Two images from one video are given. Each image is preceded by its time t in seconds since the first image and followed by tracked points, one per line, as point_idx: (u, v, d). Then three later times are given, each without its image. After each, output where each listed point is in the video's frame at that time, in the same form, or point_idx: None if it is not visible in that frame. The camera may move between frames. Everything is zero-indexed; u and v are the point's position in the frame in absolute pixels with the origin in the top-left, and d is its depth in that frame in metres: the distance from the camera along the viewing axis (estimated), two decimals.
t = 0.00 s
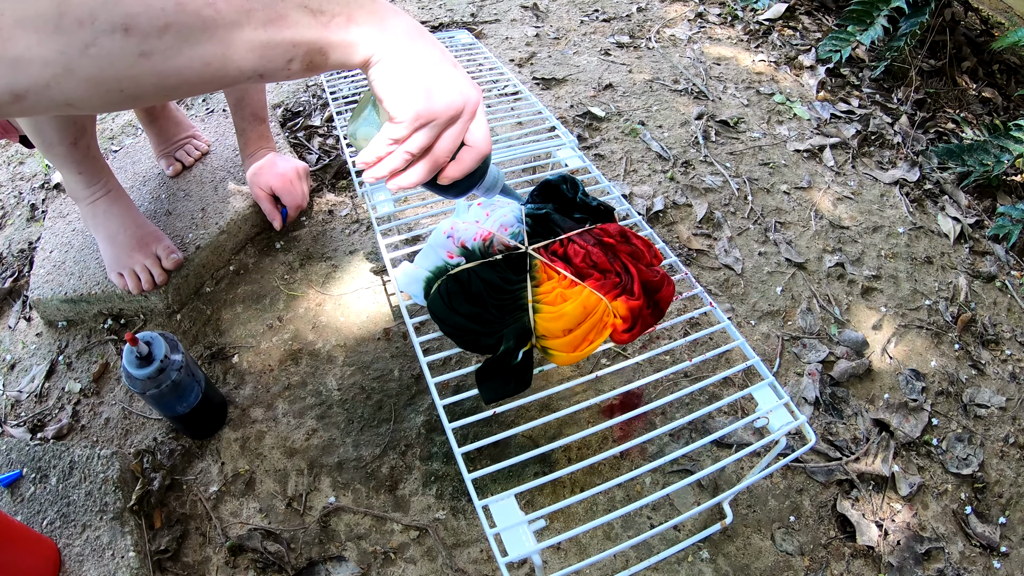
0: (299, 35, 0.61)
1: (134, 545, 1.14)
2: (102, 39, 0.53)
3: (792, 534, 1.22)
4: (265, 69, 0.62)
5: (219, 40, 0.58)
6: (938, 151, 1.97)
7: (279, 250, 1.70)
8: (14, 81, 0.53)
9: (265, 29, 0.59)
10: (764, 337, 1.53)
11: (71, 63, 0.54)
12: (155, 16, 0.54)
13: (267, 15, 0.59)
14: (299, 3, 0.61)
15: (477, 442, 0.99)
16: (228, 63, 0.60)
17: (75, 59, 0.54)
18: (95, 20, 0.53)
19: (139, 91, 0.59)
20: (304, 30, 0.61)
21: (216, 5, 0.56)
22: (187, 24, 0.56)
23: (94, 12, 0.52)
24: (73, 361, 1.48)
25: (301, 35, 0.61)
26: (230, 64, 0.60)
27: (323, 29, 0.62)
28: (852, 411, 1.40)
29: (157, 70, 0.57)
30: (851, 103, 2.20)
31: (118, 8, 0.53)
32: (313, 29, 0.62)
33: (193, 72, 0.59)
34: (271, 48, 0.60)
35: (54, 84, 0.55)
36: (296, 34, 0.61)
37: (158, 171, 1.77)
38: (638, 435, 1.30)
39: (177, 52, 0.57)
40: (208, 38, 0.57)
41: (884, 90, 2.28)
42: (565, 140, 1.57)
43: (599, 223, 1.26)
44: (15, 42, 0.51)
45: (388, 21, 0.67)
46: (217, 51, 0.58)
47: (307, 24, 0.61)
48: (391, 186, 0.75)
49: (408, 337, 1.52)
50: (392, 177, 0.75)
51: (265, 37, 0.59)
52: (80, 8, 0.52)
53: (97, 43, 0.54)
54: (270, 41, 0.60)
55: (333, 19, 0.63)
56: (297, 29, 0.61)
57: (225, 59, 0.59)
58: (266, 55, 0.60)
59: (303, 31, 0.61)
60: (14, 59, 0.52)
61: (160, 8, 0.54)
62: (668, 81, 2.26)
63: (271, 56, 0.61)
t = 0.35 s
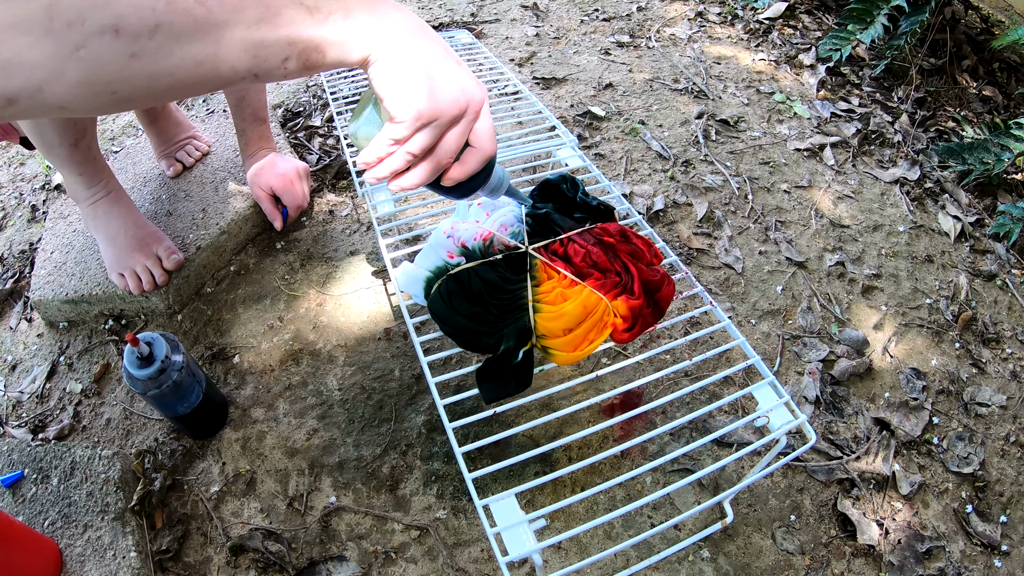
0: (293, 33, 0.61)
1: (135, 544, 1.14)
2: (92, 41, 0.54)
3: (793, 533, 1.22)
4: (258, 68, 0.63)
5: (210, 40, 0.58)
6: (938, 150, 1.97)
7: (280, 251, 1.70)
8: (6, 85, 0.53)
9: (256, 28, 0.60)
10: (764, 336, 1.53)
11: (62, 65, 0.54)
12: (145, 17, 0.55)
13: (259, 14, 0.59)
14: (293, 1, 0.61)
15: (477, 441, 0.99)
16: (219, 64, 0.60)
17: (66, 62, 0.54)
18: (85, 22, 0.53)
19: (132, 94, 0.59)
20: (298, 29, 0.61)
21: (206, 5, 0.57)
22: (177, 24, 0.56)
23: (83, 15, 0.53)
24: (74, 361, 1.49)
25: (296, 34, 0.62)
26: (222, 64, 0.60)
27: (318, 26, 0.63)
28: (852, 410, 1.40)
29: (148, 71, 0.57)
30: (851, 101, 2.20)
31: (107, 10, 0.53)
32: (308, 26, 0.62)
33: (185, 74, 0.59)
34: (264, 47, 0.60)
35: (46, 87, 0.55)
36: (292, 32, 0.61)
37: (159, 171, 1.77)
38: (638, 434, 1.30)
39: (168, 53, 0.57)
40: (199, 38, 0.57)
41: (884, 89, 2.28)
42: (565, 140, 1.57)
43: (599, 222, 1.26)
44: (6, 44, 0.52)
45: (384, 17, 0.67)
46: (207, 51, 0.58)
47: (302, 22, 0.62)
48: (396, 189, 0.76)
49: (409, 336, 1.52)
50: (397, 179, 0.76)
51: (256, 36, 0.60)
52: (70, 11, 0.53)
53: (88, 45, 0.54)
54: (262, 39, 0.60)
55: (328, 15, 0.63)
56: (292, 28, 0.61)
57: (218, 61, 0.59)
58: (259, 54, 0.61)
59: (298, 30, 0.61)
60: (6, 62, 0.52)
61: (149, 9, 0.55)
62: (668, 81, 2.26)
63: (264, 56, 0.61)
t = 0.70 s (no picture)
0: (286, 48, 0.61)
1: (140, 545, 1.15)
2: (85, 52, 0.55)
3: (795, 531, 1.22)
4: (252, 82, 0.63)
5: (203, 54, 0.58)
6: (939, 148, 1.97)
7: (282, 251, 1.71)
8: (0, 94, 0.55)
9: (249, 42, 0.60)
10: (766, 334, 1.53)
11: (56, 75, 0.55)
12: (138, 29, 0.55)
13: (253, 27, 0.60)
14: (287, 14, 0.61)
15: (481, 440, 0.99)
16: (212, 77, 0.60)
17: (60, 72, 0.55)
18: (79, 33, 0.54)
19: (126, 105, 0.59)
20: (292, 43, 0.62)
21: (201, 18, 0.57)
22: (169, 37, 0.56)
23: (78, 25, 0.54)
24: (78, 363, 1.49)
25: (289, 49, 0.62)
26: (216, 77, 0.60)
27: (311, 40, 0.63)
28: (854, 408, 1.40)
29: (142, 83, 0.58)
30: (852, 100, 2.20)
31: (102, 22, 0.54)
32: (301, 41, 0.62)
33: (179, 86, 0.59)
34: (257, 61, 0.61)
35: (41, 96, 0.56)
36: (286, 46, 0.61)
37: (161, 173, 1.78)
38: (641, 432, 1.30)
39: (160, 66, 0.57)
40: (192, 50, 0.58)
41: (885, 87, 2.28)
42: (567, 140, 1.57)
43: (601, 222, 1.27)
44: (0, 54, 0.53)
45: (378, 29, 0.67)
46: (201, 64, 0.59)
47: (294, 36, 0.62)
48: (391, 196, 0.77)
49: (412, 336, 1.52)
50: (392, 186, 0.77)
51: (249, 50, 0.60)
52: (65, 21, 0.54)
53: (81, 56, 0.55)
54: (256, 53, 0.60)
55: (320, 29, 0.63)
56: (285, 42, 0.61)
57: (212, 74, 0.60)
58: (252, 69, 0.61)
59: (290, 45, 0.62)
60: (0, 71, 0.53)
61: (143, 21, 0.55)
62: (668, 80, 2.26)
63: (256, 71, 0.61)
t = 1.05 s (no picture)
0: (285, 48, 0.62)
1: (141, 545, 1.16)
2: (87, 57, 0.55)
3: (794, 531, 1.22)
4: (252, 83, 0.63)
5: (203, 56, 0.59)
6: (938, 148, 1.98)
7: (282, 253, 1.71)
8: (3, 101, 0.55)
9: (248, 44, 0.61)
10: (764, 335, 1.53)
11: (58, 80, 0.55)
12: (138, 33, 0.56)
13: (252, 29, 0.61)
14: (284, 16, 0.63)
15: (479, 440, 0.99)
16: (212, 80, 0.61)
17: (62, 77, 0.56)
18: (80, 38, 0.55)
19: (128, 108, 0.60)
20: (291, 43, 0.63)
21: (200, 21, 0.58)
22: (169, 41, 0.57)
23: (80, 30, 0.55)
24: (79, 364, 1.50)
25: (287, 49, 0.63)
26: (214, 79, 0.61)
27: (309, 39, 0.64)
28: (852, 408, 1.40)
29: (144, 87, 0.58)
30: (851, 100, 2.21)
31: (104, 27, 0.55)
32: (300, 41, 0.63)
33: (181, 90, 0.60)
34: (257, 61, 0.61)
35: (43, 102, 0.56)
36: (284, 46, 0.62)
37: (161, 176, 1.79)
38: (639, 433, 1.30)
39: (161, 70, 0.58)
40: (193, 53, 0.58)
41: (884, 87, 2.29)
42: (565, 141, 1.57)
43: (599, 223, 1.27)
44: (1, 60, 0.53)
45: (374, 30, 0.68)
46: (201, 67, 0.59)
47: (293, 37, 0.63)
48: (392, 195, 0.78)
49: (411, 337, 1.53)
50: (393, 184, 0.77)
51: (249, 51, 0.61)
52: (66, 27, 0.54)
53: (83, 61, 0.55)
54: (256, 54, 0.61)
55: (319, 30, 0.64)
56: (283, 43, 0.62)
57: (213, 76, 0.60)
58: (252, 69, 0.62)
59: (289, 44, 0.63)
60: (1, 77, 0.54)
61: (143, 25, 0.56)
62: (667, 81, 2.27)
63: (257, 71, 0.62)
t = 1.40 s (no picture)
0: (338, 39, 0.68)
1: (141, 547, 1.16)
2: (152, 18, 0.59)
3: (795, 531, 1.22)
4: (302, 68, 0.69)
5: (262, 33, 0.64)
6: (938, 147, 1.98)
7: (282, 255, 1.71)
8: (59, 47, 0.57)
9: (308, 29, 0.66)
10: (765, 335, 1.53)
11: (117, 36, 0.58)
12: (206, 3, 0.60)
13: (312, 13, 0.66)
14: (344, 11, 0.69)
15: (479, 442, 0.99)
16: (266, 55, 0.65)
17: (121, 34, 0.58)
18: None
19: (179, 73, 0.64)
20: (343, 35, 0.68)
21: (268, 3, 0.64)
22: (234, 13, 0.62)
23: None
24: (80, 366, 1.50)
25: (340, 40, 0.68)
26: (269, 55, 0.66)
27: (363, 35, 0.70)
28: (853, 408, 1.40)
29: (200, 53, 0.62)
30: (851, 100, 2.20)
31: None
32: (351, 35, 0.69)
33: (234, 61, 0.64)
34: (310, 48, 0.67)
35: (98, 53, 0.59)
36: (337, 37, 0.68)
37: (162, 177, 1.79)
38: (640, 433, 1.30)
39: (220, 41, 0.62)
40: (253, 29, 0.64)
41: (884, 86, 2.28)
42: (565, 141, 1.57)
43: (599, 223, 1.27)
44: (65, 8, 0.56)
45: (415, 34, 0.73)
46: (258, 42, 0.64)
47: (349, 30, 0.69)
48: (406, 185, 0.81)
49: (411, 338, 1.53)
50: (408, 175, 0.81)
51: (306, 36, 0.66)
52: None
53: (147, 21, 0.59)
54: (310, 39, 0.66)
55: (371, 27, 0.70)
56: (336, 34, 0.68)
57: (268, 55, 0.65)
58: (305, 54, 0.67)
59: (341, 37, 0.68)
60: (61, 24, 0.56)
61: None
62: (667, 81, 2.27)
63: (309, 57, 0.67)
